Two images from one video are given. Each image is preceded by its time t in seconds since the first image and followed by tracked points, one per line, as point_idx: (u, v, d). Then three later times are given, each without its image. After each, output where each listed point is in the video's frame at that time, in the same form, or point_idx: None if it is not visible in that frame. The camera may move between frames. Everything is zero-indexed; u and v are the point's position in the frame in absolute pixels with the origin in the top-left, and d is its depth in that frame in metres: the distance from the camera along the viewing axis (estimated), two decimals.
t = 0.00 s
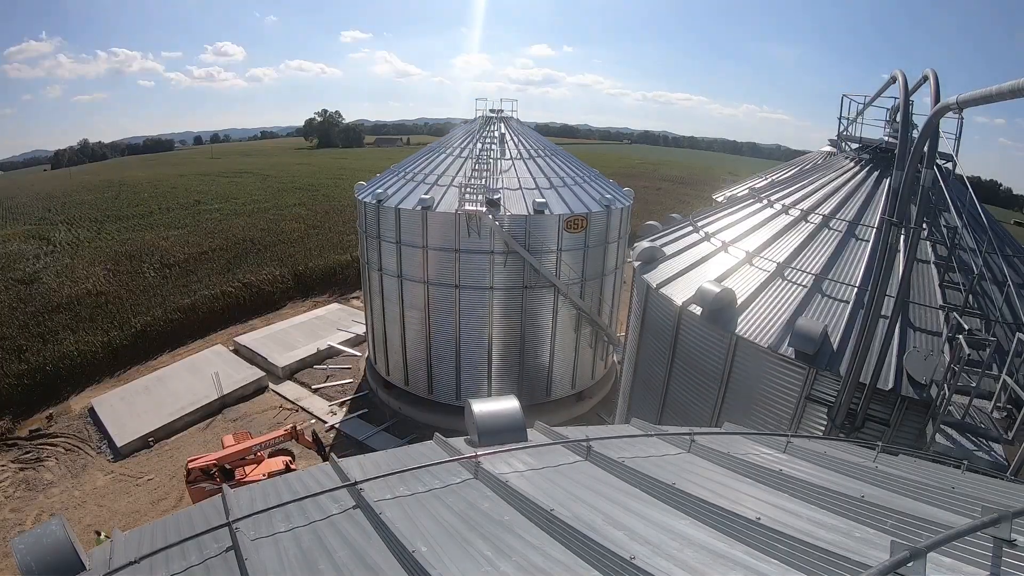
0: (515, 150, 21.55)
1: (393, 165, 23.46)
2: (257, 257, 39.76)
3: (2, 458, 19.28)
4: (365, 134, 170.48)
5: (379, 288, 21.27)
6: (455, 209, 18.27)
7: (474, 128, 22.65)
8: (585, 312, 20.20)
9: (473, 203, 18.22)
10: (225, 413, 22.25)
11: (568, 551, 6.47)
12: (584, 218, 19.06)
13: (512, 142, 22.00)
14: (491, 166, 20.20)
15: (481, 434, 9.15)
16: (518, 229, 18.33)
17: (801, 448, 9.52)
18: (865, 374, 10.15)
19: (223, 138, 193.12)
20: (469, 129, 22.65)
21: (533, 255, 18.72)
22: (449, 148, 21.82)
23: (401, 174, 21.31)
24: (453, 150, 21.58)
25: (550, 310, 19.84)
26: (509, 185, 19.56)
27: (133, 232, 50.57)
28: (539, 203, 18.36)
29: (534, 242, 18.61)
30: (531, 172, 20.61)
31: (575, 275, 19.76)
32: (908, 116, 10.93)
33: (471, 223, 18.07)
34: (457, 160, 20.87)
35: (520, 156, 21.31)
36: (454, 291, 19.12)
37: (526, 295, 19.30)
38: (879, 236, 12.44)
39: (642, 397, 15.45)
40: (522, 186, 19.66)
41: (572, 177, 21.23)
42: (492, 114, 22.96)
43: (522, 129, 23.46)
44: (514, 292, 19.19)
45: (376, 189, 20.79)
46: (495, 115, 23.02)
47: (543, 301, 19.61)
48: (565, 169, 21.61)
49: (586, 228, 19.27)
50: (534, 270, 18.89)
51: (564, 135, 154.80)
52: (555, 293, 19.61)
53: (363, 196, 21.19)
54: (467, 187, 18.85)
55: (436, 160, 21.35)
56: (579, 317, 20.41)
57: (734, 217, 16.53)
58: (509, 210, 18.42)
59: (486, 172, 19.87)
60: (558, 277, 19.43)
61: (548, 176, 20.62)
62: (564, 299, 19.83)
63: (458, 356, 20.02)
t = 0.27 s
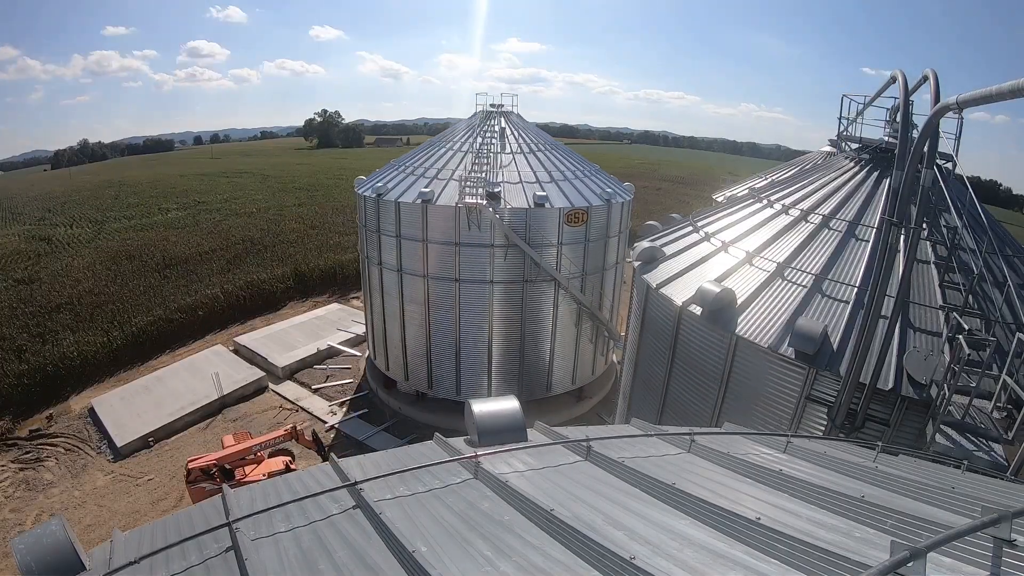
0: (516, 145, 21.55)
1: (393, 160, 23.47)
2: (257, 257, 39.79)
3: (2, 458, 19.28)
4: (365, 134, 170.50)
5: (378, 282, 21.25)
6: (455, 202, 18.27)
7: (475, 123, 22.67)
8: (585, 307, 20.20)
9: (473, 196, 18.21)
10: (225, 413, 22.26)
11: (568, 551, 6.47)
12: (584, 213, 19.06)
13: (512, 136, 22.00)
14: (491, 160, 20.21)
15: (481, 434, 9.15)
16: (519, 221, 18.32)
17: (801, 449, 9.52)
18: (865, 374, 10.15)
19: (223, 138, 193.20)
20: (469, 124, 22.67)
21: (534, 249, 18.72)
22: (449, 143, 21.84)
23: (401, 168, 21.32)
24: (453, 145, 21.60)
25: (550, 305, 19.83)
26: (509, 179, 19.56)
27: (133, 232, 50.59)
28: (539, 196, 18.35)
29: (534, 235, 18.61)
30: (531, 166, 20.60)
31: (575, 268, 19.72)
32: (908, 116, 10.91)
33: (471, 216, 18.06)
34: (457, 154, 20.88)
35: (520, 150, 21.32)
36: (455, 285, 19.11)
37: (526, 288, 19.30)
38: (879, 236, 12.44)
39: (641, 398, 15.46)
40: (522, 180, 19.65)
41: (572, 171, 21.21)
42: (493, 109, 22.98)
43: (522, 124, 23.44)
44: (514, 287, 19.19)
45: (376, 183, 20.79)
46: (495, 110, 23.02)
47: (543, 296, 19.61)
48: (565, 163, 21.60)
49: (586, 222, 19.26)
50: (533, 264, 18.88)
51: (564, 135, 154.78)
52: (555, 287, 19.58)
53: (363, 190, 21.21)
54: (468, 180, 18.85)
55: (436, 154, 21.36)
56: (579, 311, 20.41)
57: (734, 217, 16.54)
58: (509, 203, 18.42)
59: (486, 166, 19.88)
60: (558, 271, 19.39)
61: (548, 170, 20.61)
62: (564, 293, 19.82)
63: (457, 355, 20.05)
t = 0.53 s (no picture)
0: (515, 141, 21.55)
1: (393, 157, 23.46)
2: (257, 257, 39.80)
3: (2, 458, 19.29)
4: (365, 134, 170.52)
5: (378, 279, 21.23)
6: (454, 198, 18.28)
7: (474, 119, 22.67)
8: (585, 303, 20.21)
9: (473, 192, 18.22)
10: (225, 413, 22.26)
11: (568, 551, 6.47)
12: (583, 208, 19.06)
13: (512, 133, 22.00)
14: (490, 156, 20.21)
15: (481, 434, 9.15)
16: (518, 216, 18.38)
17: (801, 449, 9.52)
18: (865, 374, 10.15)
19: (223, 138, 193.30)
20: (469, 121, 22.67)
21: (533, 245, 18.73)
22: (449, 139, 21.85)
23: (400, 164, 21.32)
24: (453, 141, 21.60)
25: (550, 300, 19.82)
26: (508, 175, 19.57)
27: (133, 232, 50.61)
28: (539, 192, 18.36)
29: (534, 231, 18.64)
30: (531, 162, 20.60)
31: (575, 265, 19.73)
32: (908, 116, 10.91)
33: (470, 212, 18.08)
34: (457, 151, 20.88)
35: (519, 147, 21.32)
36: (454, 282, 19.11)
37: (526, 285, 19.28)
38: (879, 236, 12.44)
39: (642, 398, 15.44)
40: (521, 176, 19.66)
41: (572, 168, 21.20)
42: (492, 106, 22.97)
43: (522, 121, 23.43)
44: (514, 283, 19.18)
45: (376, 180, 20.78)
46: (495, 106, 23.02)
47: (543, 293, 19.59)
48: (565, 160, 21.60)
49: (585, 219, 19.28)
50: (533, 260, 18.87)
51: (564, 135, 154.80)
52: (555, 284, 19.56)
53: (363, 186, 21.22)
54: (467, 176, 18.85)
55: (436, 151, 21.37)
56: (579, 308, 20.42)
57: (734, 217, 16.54)
58: (509, 199, 18.44)
59: (485, 162, 19.88)
60: (558, 267, 19.37)
61: (547, 166, 20.62)
62: (564, 289, 19.82)
63: (457, 355, 20.07)
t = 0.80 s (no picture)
0: (515, 141, 21.56)
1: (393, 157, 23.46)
2: (257, 257, 39.79)
3: (1, 458, 19.28)
4: (365, 134, 170.49)
5: (378, 279, 21.23)
6: (454, 198, 18.29)
7: (474, 119, 22.67)
8: (585, 303, 20.21)
9: (473, 192, 18.23)
10: (225, 413, 22.26)
11: (568, 551, 6.47)
12: (583, 208, 19.06)
13: (512, 133, 22.01)
14: (490, 156, 20.21)
15: (481, 434, 9.15)
16: (518, 216, 18.38)
17: (801, 448, 9.52)
18: (865, 374, 10.15)
19: (223, 138, 193.27)
20: (469, 121, 22.68)
21: (533, 245, 18.74)
22: (449, 139, 21.85)
23: (400, 164, 21.33)
24: (453, 141, 21.61)
25: (550, 300, 19.81)
26: (508, 175, 19.57)
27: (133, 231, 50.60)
28: (539, 192, 18.36)
29: (534, 231, 18.64)
30: (531, 162, 20.60)
31: (575, 266, 19.74)
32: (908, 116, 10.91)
33: (470, 212, 18.07)
34: (457, 151, 20.89)
35: (519, 146, 21.32)
36: (454, 282, 19.11)
37: (526, 284, 19.27)
38: (879, 236, 12.44)
39: (642, 398, 15.44)
40: (521, 176, 19.66)
41: (572, 168, 21.19)
42: (492, 106, 22.97)
43: (522, 121, 23.43)
44: (514, 283, 19.18)
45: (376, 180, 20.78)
46: (495, 107, 23.03)
47: (543, 293, 19.59)
48: (565, 160, 21.59)
49: (585, 218, 19.28)
50: (533, 260, 18.87)
51: (564, 135, 154.77)
52: (555, 284, 19.56)
53: (363, 186, 21.23)
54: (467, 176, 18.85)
55: (436, 150, 21.37)
56: (579, 308, 20.41)
57: (734, 217, 16.53)
58: (509, 199, 18.44)
59: (485, 162, 19.88)
60: (558, 267, 19.37)
61: (547, 166, 20.62)
62: (564, 289, 19.82)
63: (457, 354, 20.06)
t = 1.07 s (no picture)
0: (515, 141, 21.55)
1: (393, 156, 23.43)
2: (257, 257, 39.78)
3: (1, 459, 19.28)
4: (365, 134, 170.40)
5: (378, 279, 21.22)
6: (454, 198, 18.29)
7: (474, 119, 22.66)
8: (585, 303, 20.22)
9: (473, 192, 18.23)
10: (225, 413, 22.25)
11: (568, 550, 6.47)
12: (583, 208, 19.06)
13: (512, 133, 22.01)
14: (490, 156, 20.21)
15: (481, 434, 9.15)
16: (518, 217, 18.38)
17: (801, 448, 9.52)
18: (864, 374, 10.16)
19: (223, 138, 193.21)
20: (469, 121, 22.67)
21: (533, 245, 18.74)
22: (448, 140, 21.86)
23: (401, 163, 21.33)
24: (453, 141, 21.62)
25: (550, 300, 19.81)
26: (508, 175, 19.57)
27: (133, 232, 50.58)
28: (539, 192, 18.37)
29: (534, 231, 18.64)
30: (531, 162, 20.60)
31: (574, 266, 19.74)
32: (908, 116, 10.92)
33: (470, 213, 18.07)
34: (457, 151, 20.90)
35: (519, 147, 21.33)
36: (454, 282, 19.11)
37: (525, 284, 19.27)
38: (879, 235, 12.44)
39: (641, 397, 15.44)
40: (521, 176, 19.66)
41: (572, 167, 21.20)
42: (492, 106, 22.97)
43: (522, 121, 23.43)
44: (514, 283, 19.19)
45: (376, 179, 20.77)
46: (495, 107, 23.03)
47: (543, 292, 19.58)
48: (564, 160, 21.59)
49: (586, 219, 19.28)
50: (533, 260, 18.86)
51: (564, 135, 154.72)
52: (555, 285, 19.56)
53: (363, 186, 21.22)
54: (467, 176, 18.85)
55: (436, 151, 21.37)
56: (579, 308, 20.42)
57: (734, 217, 16.54)
58: (509, 199, 18.45)
59: (485, 162, 19.88)
60: (558, 266, 19.36)
61: (547, 166, 20.61)
62: (564, 290, 19.82)
63: (457, 354, 20.06)
